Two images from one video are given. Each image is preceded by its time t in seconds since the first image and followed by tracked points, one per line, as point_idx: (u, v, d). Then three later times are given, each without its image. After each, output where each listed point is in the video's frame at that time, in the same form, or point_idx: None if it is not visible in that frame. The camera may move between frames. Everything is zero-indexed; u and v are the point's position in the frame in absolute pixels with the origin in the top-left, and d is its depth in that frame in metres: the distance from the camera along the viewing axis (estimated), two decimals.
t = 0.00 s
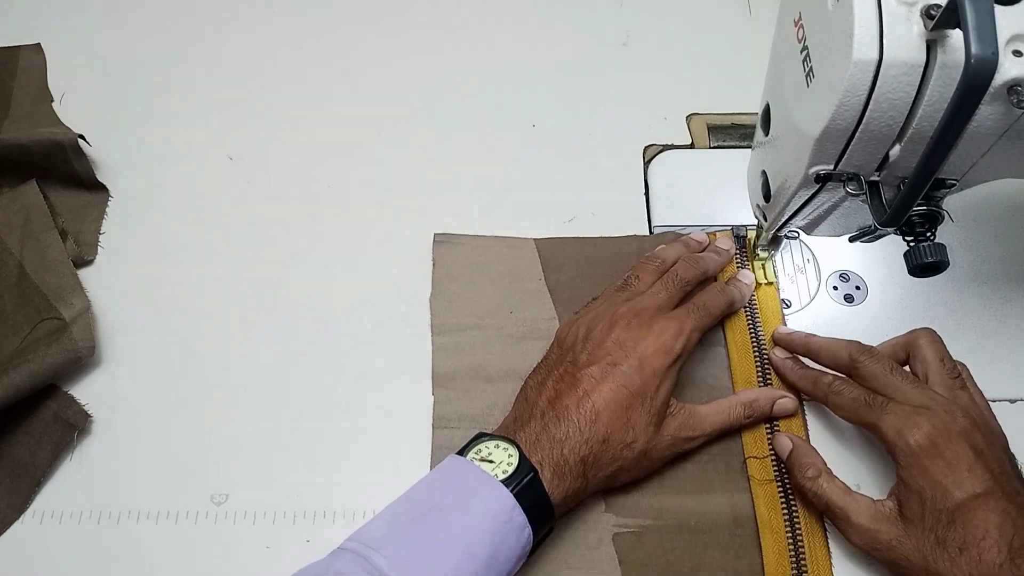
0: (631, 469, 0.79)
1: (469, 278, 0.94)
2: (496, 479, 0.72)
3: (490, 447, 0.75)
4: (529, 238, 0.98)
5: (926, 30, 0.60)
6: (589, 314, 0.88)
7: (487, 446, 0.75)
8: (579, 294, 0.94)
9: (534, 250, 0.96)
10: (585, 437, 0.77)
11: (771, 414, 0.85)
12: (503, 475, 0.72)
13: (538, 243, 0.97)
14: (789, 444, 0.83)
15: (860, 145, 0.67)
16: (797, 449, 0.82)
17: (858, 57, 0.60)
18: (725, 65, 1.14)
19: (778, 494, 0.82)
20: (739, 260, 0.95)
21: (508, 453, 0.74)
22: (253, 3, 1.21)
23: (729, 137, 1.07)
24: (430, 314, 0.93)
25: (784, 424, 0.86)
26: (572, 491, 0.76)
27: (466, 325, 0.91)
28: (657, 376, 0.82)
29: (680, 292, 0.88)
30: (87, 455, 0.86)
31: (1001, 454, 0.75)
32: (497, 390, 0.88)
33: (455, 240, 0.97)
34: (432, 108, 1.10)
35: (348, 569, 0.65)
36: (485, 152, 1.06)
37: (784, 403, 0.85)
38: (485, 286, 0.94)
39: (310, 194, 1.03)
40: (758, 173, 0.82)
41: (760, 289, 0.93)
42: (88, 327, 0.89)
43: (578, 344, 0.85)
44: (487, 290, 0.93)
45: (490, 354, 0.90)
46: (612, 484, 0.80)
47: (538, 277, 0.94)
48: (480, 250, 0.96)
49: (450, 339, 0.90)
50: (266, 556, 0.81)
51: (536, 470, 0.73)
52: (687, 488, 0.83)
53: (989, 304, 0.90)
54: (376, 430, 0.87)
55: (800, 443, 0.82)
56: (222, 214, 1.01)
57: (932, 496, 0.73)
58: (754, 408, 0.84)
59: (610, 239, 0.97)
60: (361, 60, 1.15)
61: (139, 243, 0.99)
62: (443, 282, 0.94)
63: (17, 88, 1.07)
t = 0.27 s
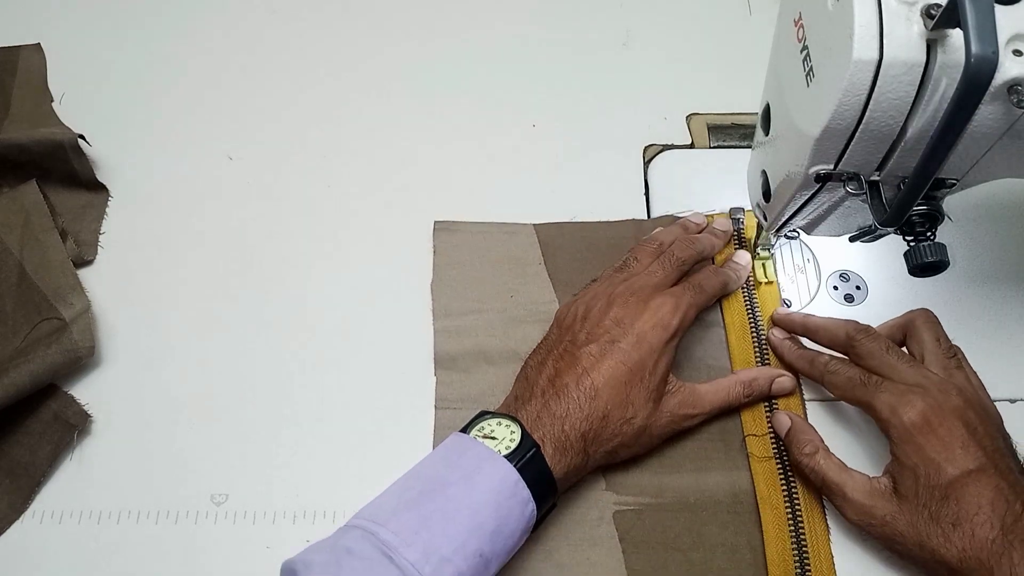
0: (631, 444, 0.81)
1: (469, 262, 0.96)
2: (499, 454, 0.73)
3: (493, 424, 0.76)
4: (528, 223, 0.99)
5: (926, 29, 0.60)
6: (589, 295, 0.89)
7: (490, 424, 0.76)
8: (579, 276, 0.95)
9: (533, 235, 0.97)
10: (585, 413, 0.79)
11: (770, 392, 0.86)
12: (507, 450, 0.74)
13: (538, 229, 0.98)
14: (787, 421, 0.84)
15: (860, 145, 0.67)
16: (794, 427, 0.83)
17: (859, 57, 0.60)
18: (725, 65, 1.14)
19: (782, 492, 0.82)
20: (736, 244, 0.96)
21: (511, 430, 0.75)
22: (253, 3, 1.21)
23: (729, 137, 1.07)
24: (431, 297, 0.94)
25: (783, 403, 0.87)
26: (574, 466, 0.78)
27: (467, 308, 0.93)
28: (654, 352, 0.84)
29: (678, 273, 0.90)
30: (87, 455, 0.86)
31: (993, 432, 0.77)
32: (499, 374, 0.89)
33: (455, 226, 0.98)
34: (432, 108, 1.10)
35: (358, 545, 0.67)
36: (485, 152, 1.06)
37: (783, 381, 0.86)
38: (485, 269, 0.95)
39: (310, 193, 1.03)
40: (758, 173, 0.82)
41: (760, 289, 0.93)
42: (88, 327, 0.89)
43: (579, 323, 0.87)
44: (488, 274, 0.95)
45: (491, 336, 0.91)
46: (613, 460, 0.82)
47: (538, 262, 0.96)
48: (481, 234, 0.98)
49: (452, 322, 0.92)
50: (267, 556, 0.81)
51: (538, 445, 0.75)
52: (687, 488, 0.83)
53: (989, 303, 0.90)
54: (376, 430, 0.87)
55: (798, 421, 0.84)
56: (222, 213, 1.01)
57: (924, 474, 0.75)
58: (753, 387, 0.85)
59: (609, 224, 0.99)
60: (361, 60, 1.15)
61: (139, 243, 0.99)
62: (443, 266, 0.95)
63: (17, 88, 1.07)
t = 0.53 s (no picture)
0: (631, 418, 0.82)
1: (471, 242, 0.97)
2: (503, 427, 0.75)
3: (496, 399, 0.77)
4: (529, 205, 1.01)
5: (926, 30, 0.60)
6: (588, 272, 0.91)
7: (493, 398, 0.78)
8: (580, 255, 0.97)
9: (533, 216, 0.99)
10: (586, 387, 0.80)
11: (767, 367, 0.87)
12: (510, 424, 0.75)
13: (538, 210, 0.99)
14: (784, 396, 0.85)
15: (859, 145, 0.67)
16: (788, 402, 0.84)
17: (859, 57, 0.60)
18: (725, 65, 1.14)
19: (784, 492, 0.82)
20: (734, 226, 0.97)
21: (514, 403, 0.77)
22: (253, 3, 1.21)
23: (729, 137, 1.07)
24: (433, 275, 0.95)
25: (781, 379, 0.88)
26: (575, 438, 0.79)
27: (468, 287, 0.94)
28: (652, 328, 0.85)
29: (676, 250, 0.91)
30: (87, 455, 0.86)
31: (984, 412, 0.79)
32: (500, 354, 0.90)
33: (456, 206, 1.00)
34: (432, 108, 1.10)
35: (367, 516, 0.69)
36: (485, 152, 1.06)
37: (780, 356, 0.87)
38: (486, 248, 0.96)
39: (310, 193, 1.03)
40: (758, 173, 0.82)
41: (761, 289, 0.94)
42: (87, 327, 0.89)
43: (579, 300, 0.88)
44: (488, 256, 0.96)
45: (492, 314, 0.92)
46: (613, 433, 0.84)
47: (538, 242, 0.97)
48: (482, 214, 0.99)
49: (453, 302, 0.93)
50: (268, 555, 0.81)
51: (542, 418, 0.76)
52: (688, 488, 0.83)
53: (989, 303, 0.90)
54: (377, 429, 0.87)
55: (794, 396, 0.85)
56: (222, 213, 1.01)
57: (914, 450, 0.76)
58: (752, 363, 0.86)
59: (609, 205, 1.00)
60: (361, 60, 1.15)
61: (140, 242, 0.99)
62: (444, 245, 0.97)
63: (17, 88, 1.07)
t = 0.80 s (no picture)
0: (628, 392, 0.84)
1: (472, 227, 0.98)
2: (504, 399, 0.75)
3: (497, 372, 0.78)
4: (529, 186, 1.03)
5: (926, 30, 0.60)
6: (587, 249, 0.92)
7: (494, 372, 0.78)
8: (579, 236, 0.98)
9: (533, 197, 1.01)
10: (585, 360, 0.82)
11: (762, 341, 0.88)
12: (511, 396, 0.76)
13: (538, 190, 1.01)
14: (787, 386, 0.85)
15: (859, 145, 0.67)
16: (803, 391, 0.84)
17: (858, 58, 0.60)
18: (725, 65, 1.14)
19: (786, 496, 0.82)
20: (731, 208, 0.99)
21: (514, 377, 0.77)
22: (253, 3, 1.21)
23: (729, 138, 1.07)
24: (435, 254, 0.97)
25: (776, 355, 0.89)
26: (575, 411, 0.81)
27: (469, 266, 0.96)
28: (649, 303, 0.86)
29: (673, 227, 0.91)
30: (87, 455, 0.86)
31: (1001, 407, 0.80)
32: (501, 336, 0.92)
33: (457, 187, 1.02)
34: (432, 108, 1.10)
35: (372, 487, 0.69)
36: (485, 151, 1.06)
37: (775, 331, 0.88)
38: (487, 228, 0.98)
39: (311, 193, 1.03)
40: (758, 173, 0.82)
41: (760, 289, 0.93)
42: (88, 327, 0.89)
43: (578, 277, 0.89)
44: (489, 237, 0.98)
45: (492, 293, 0.94)
46: (612, 406, 0.86)
47: (538, 222, 0.99)
48: (483, 195, 1.01)
49: (455, 280, 0.95)
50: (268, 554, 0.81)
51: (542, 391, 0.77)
52: (687, 488, 0.83)
53: (989, 303, 0.90)
54: (377, 428, 0.87)
55: (797, 384, 0.85)
56: (222, 212, 1.02)
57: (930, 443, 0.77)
58: (747, 337, 0.87)
59: (607, 185, 1.02)
60: (362, 60, 1.15)
61: (140, 242, 1.00)
62: (446, 225, 0.99)
63: (17, 88, 1.07)
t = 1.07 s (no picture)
0: (626, 366, 0.85)
1: (473, 206, 1.00)
2: (506, 369, 0.76)
3: (499, 345, 0.79)
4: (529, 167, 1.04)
5: (926, 30, 0.60)
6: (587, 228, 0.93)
7: (495, 344, 0.79)
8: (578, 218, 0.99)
9: (533, 178, 1.03)
10: (584, 333, 0.83)
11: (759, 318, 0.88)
12: (513, 365, 0.76)
13: (538, 172, 1.03)
14: (789, 363, 0.85)
15: (859, 145, 0.67)
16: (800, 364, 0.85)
17: (859, 57, 0.60)
18: (725, 66, 1.14)
19: (783, 497, 0.82)
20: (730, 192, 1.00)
21: (515, 348, 0.78)
22: (253, 4, 1.21)
23: (729, 138, 1.07)
24: (436, 232, 0.99)
25: (772, 333, 0.90)
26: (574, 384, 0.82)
27: (469, 245, 0.97)
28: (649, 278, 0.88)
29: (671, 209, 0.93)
30: (87, 455, 0.86)
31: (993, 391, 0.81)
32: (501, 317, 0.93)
33: (459, 167, 1.04)
34: (432, 108, 1.10)
35: (380, 455, 0.70)
36: (486, 151, 1.06)
37: (772, 308, 0.88)
38: (488, 206, 1.00)
39: (311, 192, 1.03)
40: (758, 173, 0.82)
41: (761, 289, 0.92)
42: (88, 326, 0.88)
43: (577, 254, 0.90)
44: (489, 217, 0.99)
45: (492, 270, 0.96)
46: (609, 380, 0.86)
47: (538, 203, 1.01)
48: (484, 176, 1.03)
49: (456, 258, 0.97)
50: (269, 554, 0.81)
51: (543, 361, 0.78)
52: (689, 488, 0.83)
53: (989, 303, 0.90)
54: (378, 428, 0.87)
55: (799, 361, 0.85)
56: (222, 212, 1.02)
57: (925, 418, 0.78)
58: (743, 314, 0.87)
59: (608, 166, 1.04)
60: (362, 61, 1.15)
61: (139, 243, 0.99)
62: (448, 205, 1.00)
63: (18, 88, 1.07)
